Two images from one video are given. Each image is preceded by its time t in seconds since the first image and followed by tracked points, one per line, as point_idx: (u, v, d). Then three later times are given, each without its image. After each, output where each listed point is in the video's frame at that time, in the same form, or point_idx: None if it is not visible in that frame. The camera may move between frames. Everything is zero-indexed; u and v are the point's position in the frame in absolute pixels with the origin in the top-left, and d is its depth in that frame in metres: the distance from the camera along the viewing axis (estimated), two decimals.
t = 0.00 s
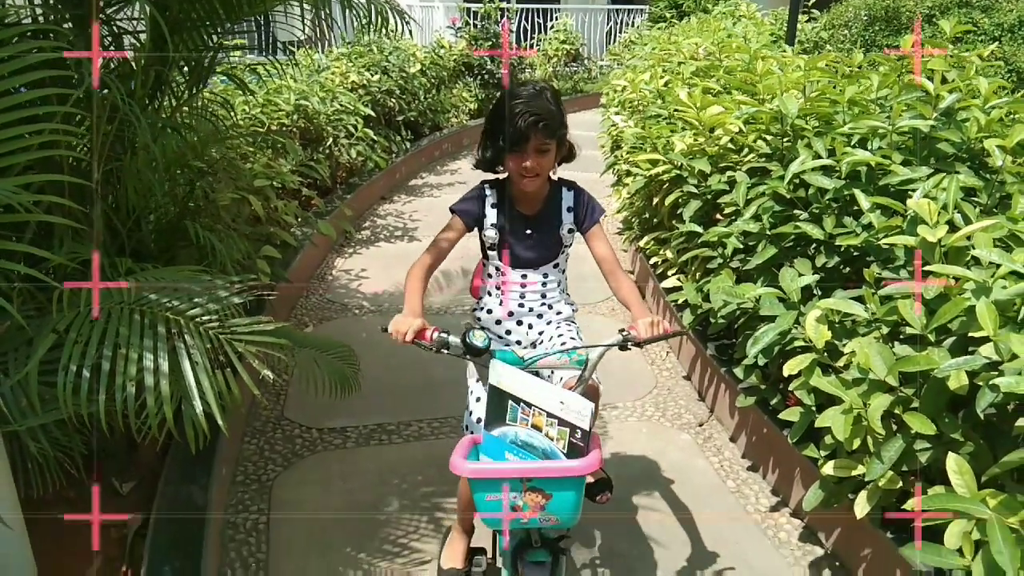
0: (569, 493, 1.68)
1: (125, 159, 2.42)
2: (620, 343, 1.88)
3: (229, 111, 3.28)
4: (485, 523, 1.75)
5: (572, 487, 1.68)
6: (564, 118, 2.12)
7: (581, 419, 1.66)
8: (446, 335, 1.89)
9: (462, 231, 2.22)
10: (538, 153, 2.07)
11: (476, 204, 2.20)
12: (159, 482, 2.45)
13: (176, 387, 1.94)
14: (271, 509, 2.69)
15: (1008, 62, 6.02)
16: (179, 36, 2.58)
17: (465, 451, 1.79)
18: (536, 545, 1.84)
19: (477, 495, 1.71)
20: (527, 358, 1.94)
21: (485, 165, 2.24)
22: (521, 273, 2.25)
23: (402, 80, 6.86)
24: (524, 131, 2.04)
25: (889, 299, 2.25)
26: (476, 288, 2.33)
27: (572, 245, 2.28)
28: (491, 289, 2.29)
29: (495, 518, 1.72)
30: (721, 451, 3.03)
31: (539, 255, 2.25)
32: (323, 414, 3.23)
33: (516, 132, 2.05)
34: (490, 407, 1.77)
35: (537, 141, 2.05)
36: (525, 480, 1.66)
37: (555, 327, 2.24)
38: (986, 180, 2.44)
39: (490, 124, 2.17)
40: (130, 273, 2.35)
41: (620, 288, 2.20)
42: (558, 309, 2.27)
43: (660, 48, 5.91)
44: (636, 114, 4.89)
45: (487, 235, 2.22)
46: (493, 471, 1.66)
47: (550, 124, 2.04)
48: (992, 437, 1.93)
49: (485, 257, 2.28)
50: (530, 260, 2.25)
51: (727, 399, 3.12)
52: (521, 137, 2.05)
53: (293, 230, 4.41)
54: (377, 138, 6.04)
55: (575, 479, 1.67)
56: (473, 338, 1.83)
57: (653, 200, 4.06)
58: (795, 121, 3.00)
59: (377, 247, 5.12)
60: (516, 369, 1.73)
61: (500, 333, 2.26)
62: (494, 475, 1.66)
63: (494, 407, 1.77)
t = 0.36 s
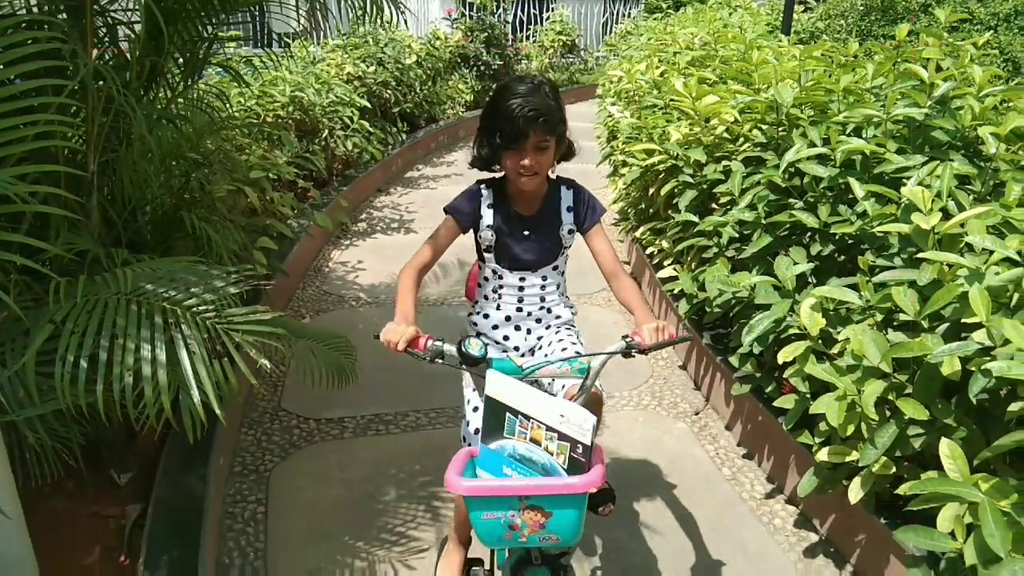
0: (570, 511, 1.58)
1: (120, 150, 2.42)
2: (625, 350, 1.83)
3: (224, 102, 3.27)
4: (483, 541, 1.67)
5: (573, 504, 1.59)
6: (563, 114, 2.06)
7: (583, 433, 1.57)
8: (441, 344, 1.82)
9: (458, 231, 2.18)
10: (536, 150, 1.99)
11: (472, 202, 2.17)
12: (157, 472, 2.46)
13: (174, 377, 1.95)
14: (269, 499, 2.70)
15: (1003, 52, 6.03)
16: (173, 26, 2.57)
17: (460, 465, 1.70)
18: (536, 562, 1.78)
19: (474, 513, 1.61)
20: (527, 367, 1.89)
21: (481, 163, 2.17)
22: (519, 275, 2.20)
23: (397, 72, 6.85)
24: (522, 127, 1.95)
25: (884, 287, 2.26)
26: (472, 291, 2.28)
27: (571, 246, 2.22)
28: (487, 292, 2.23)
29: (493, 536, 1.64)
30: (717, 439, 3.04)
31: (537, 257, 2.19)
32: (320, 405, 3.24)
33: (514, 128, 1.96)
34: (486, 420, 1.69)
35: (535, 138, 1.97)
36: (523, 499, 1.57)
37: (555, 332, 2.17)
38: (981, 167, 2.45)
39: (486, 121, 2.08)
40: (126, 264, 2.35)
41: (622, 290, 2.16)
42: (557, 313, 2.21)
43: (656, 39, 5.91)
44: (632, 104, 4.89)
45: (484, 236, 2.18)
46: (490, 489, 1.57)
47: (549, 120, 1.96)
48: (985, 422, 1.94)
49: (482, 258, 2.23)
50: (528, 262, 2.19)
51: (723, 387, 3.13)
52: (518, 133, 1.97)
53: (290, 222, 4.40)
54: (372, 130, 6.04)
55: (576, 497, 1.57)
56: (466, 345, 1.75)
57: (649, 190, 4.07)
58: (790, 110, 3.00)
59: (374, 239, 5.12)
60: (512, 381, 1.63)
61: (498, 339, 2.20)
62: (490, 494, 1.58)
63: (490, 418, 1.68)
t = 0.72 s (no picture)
0: (563, 527, 1.49)
1: (105, 126, 2.40)
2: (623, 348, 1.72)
3: (209, 79, 3.25)
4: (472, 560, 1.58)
5: (565, 520, 1.50)
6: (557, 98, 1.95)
7: (576, 444, 1.46)
8: (427, 348, 1.72)
9: (446, 221, 2.07)
10: (527, 138, 1.87)
11: (460, 193, 2.07)
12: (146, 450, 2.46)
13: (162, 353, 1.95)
14: (260, 476, 2.71)
15: (989, 31, 6.06)
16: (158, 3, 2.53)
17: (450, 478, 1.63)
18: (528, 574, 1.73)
19: (460, 530, 1.53)
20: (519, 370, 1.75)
21: (469, 151, 2.05)
22: (510, 271, 2.09)
23: (385, 51, 6.81)
24: (512, 114, 1.83)
25: (868, 261, 2.29)
26: (460, 287, 2.19)
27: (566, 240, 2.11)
28: (477, 289, 2.13)
29: (482, 555, 1.55)
30: (704, 414, 3.07)
31: (529, 251, 2.09)
32: (310, 383, 3.25)
33: (503, 115, 1.84)
34: (475, 429, 1.62)
35: (527, 125, 1.85)
36: (512, 515, 1.48)
37: (548, 330, 2.07)
38: (964, 142, 2.47)
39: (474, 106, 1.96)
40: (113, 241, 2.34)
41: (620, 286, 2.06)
42: (551, 311, 2.12)
43: (645, 16, 5.89)
44: (620, 83, 4.88)
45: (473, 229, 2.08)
46: (477, 505, 1.48)
47: (543, 106, 1.84)
48: (965, 392, 1.98)
49: (470, 253, 2.13)
50: (519, 257, 2.09)
51: (710, 363, 3.16)
52: (508, 120, 1.85)
53: (277, 201, 4.39)
54: (360, 109, 6.01)
55: (570, 512, 1.48)
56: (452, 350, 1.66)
57: (637, 168, 4.07)
58: (777, 86, 3.01)
59: (362, 219, 5.10)
60: (500, 389, 1.55)
61: (488, 338, 2.10)
62: (477, 511, 1.49)
63: (479, 428, 1.61)
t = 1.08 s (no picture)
0: (573, 538, 1.53)
1: (100, 101, 2.40)
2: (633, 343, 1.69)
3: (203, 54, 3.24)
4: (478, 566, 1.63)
5: (574, 532, 1.53)
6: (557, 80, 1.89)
7: (585, 449, 1.46)
8: (423, 344, 1.67)
9: (441, 212, 2.03)
10: (526, 123, 1.81)
11: (455, 181, 2.01)
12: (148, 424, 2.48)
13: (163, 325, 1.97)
14: (262, 448, 2.74)
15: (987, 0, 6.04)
16: None
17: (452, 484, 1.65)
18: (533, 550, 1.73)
19: (467, 540, 1.57)
20: (522, 367, 1.71)
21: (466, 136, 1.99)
22: (509, 262, 2.03)
23: (379, 27, 6.77)
24: (510, 98, 1.77)
25: (863, 228, 2.31)
26: (457, 277, 2.13)
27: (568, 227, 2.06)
28: (476, 279, 2.08)
29: (489, 563, 1.60)
30: (701, 384, 3.11)
31: (529, 241, 2.03)
32: (310, 357, 3.28)
33: (501, 99, 1.78)
34: (478, 430, 1.59)
35: (526, 109, 1.79)
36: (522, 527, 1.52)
37: (550, 322, 2.03)
38: (959, 109, 2.47)
39: (469, 89, 1.91)
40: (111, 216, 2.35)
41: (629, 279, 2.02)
42: (553, 302, 2.06)
43: None
44: (616, 56, 4.87)
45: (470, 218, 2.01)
46: (484, 516, 1.51)
47: (542, 89, 1.78)
48: (959, 355, 2.00)
49: (467, 242, 2.07)
50: (518, 246, 2.03)
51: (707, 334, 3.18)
52: (506, 105, 1.79)
53: (274, 178, 4.39)
54: (355, 86, 5.98)
55: (579, 523, 1.51)
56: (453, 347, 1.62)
57: (633, 142, 4.08)
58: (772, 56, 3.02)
59: (359, 196, 5.11)
60: (506, 392, 1.53)
61: (488, 332, 2.04)
62: (485, 522, 1.53)
63: (482, 430, 1.59)
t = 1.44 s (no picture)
0: (587, 532, 1.38)
1: (105, 80, 2.41)
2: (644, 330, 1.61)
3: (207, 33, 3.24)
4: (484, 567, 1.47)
5: (588, 525, 1.39)
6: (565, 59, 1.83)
7: (598, 439, 1.36)
8: (428, 336, 1.60)
9: (445, 196, 1.97)
10: (533, 106, 1.77)
11: (460, 166, 1.98)
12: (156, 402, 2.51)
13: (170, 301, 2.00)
14: (269, 426, 2.77)
15: None
16: None
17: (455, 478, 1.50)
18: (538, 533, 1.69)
19: (472, 537, 1.41)
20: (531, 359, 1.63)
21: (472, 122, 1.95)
22: (516, 249, 1.99)
23: (383, 7, 6.74)
24: (516, 82, 1.74)
25: (866, 204, 2.31)
26: (461, 265, 2.09)
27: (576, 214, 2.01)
28: (481, 267, 2.04)
29: (495, 562, 1.43)
30: (705, 362, 3.12)
31: (536, 228, 1.99)
32: (317, 337, 3.30)
33: (506, 84, 1.74)
34: (484, 424, 1.49)
35: (532, 93, 1.76)
36: (532, 520, 1.37)
37: (556, 310, 1.98)
38: (964, 84, 2.46)
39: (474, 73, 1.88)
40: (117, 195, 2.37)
41: (639, 265, 1.96)
42: (560, 290, 2.02)
43: None
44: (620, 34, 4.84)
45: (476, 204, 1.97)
46: (491, 510, 1.36)
47: (550, 73, 1.74)
48: (961, 330, 2.01)
49: (473, 228, 2.03)
50: (526, 234, 1.99)
51: (710, 312, 3.20)
52: (512, 89, 1.75)
53: (279, 159, 4.40)
54: (359, 67, 5.97)
55: (594, 517, 1.37)
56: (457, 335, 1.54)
57: (637, 121, 4.07)
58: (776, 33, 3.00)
59: (364, 177, 5.12)
60: (515, 383, 1.43)
61: (492, 320, 2.00)
62: (492, 516, 1.37)
63: (488, 424, 1.49)
